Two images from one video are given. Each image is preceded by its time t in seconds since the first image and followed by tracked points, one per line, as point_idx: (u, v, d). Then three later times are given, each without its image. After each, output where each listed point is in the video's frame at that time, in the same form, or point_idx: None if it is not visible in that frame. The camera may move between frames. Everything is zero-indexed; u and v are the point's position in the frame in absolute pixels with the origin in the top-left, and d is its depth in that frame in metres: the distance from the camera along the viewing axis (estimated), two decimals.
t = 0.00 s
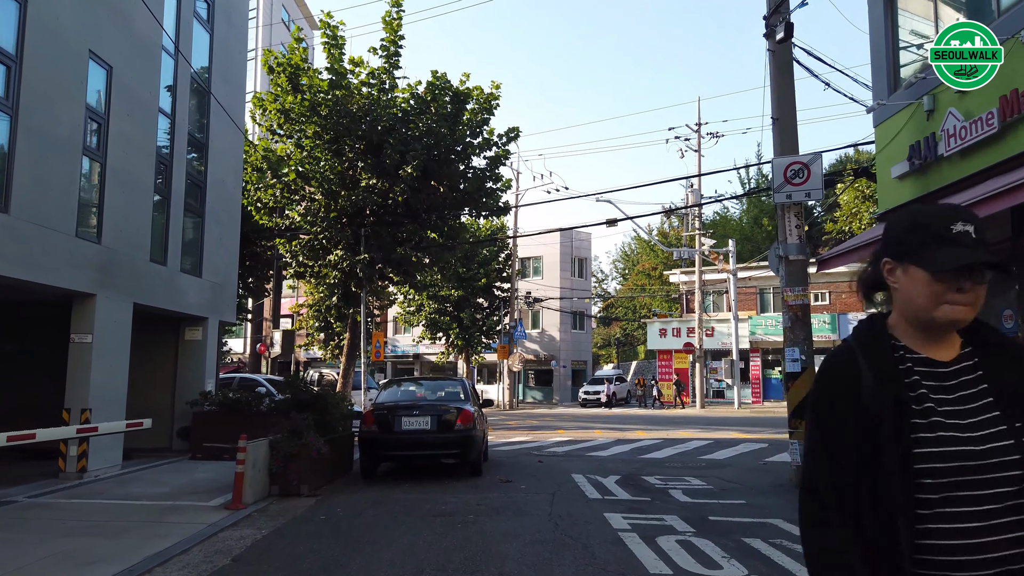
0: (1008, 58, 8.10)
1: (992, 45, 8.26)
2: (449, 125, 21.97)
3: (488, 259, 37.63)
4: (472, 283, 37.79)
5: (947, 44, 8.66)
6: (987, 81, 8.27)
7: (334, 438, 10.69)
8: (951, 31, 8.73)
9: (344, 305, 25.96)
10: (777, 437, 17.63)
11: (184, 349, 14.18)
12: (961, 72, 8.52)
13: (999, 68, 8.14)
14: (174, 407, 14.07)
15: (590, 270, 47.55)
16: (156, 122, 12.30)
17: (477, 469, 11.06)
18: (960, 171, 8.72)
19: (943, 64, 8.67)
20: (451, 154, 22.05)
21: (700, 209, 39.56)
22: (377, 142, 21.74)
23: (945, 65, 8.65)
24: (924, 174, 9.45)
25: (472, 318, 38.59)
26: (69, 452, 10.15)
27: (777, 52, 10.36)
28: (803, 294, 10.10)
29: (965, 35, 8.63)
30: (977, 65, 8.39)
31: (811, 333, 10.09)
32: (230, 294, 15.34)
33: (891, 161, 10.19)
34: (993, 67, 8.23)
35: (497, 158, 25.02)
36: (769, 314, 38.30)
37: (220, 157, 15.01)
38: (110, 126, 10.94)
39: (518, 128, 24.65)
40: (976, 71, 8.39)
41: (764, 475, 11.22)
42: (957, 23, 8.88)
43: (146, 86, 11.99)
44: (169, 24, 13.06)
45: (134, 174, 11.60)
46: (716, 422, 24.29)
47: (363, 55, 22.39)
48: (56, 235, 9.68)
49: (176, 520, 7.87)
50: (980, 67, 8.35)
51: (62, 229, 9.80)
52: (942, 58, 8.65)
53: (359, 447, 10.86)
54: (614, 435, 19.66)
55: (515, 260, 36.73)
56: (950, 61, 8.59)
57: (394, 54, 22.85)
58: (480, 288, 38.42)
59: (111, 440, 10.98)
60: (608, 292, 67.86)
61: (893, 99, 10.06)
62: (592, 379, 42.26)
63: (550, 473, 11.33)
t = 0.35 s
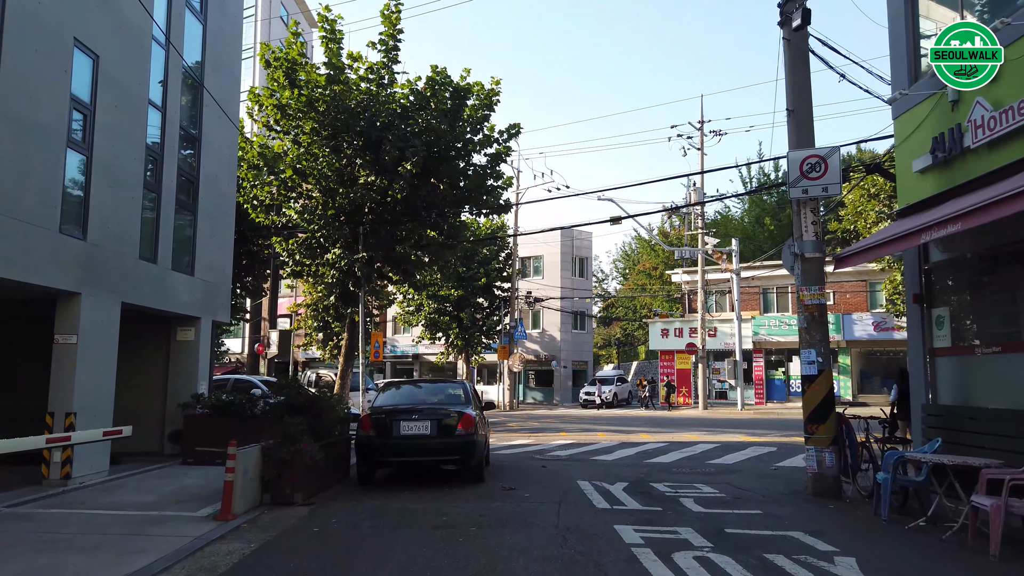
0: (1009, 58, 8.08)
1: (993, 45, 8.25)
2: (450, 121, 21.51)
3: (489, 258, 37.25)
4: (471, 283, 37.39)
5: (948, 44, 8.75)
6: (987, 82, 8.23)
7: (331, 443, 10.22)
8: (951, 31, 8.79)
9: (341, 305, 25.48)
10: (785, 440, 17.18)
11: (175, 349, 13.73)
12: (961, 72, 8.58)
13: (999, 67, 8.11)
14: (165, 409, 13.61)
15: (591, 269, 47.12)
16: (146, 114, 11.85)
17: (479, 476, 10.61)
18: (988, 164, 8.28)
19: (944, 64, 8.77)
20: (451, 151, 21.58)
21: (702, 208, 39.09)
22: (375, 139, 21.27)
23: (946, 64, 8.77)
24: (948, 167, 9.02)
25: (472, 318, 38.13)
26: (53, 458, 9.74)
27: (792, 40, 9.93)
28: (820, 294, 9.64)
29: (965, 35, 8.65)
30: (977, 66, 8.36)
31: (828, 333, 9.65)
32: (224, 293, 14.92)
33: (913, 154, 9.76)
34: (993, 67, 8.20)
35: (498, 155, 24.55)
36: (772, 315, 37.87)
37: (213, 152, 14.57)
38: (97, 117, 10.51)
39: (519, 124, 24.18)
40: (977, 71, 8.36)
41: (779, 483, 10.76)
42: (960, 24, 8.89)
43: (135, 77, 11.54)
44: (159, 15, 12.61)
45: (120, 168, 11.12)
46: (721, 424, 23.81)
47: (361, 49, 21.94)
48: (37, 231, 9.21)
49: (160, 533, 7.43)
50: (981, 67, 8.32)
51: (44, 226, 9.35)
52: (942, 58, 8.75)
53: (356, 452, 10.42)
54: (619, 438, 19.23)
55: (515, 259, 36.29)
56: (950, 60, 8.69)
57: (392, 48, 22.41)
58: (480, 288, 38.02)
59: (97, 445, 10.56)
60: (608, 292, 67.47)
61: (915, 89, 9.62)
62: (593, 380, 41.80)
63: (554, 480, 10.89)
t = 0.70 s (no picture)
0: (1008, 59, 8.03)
1: (992, 45, 8.17)
2: (447, 115, 21.04)
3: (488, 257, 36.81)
4: (470, 282, 36.94)
5: (948, 44, 8.64)
6: (987, 82, 8.19)
7: (321, 447, 9.76)
8: (951, 31, 8.70)
9: (337, 304, 25.02)
10: (792, 442, 16.71)
11: (162, 348, 13.27)
12: (960, 72, 8.51)
13: (999, 68, 8.07)
14: (151, 410, 13.15)
15: (590, 269, 46.63)
16: (129, 103, 11.40)
17: (475, 480, 10.15)
18: (1013, 151, 7.83)
19: (944, 64, 8.68)
20: (447, 147, 21.09)
21: (703, 206, 38.60)
22: (371, 134, 20.77)
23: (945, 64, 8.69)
24: (970, 155, 8.57)
25: (470, 318, 37.55)
26: (27, 463, 9.22)
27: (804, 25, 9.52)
28: (833, 289, 9.18)
29: (964, 35, 8.58)
30: (977, 66, 8.30)
31: (842, 331, 9.19)
32: (213, 290, 14.47)
33: (931, 143, 9.34)
34: (992, 67, 8.15)
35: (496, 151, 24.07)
36: (774, 314, 37.40)
37: (202, 145, 14.11)
38: (75, 105, 10.04)
39: (518, 120, 23.71)
40: (976, 71, 8.31)
41: (789, 487, 10.30)
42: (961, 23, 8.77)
43: (118, 64, 11.08)
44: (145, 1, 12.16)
45: (101, 159, 10.65)
46: (724, 425, 23.33)
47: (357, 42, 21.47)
48: (9, 224, 8.74)
49: (134, 544, 6.96)
50: (980, 67, 8.27)
51: (18, 219, 8.89)
52: (942, 58, 8.66)
53: (347, 455, 9.95)
54: (620, 439, 18.76)
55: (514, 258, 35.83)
56: (950, 60, 8.60)
57: (388, 41, 21.93)
58: (479, 287, 37.53)
59: (75, 448, 10.09)
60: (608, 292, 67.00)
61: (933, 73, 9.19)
62: (593, 380, 41.34)
63: (553, 484, 10.44)
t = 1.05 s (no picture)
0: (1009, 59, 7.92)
1: (993, 45, 8.07)
2: (444, 109, 20.56)
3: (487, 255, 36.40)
4: (468, 280, 36.49)
5: (947, 44, 8.54)
6: (987, 82, 8.12)
7: (311, 450, 9.27)
8: (951, 31, 8.58)
9: (332, 302, 24.57)
10: (799, 444, 16.23)
11: (148, 347, 12.78)
12: (960, 72, 8.43)
13: (999, 68, 7.99)
14: (137, 412, 12.66)
15: (590, 267, 46.16)
16: (112, 91, 10.93)
17: (474, 485, 9.67)
18: None
19: (944, 64, 8.58)
20: (444, 142, 20.60)
21: (704, 203, 38.15)
22: (366, 128, 20.26)
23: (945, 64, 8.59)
24: (996, 142, 8.08)
25: (469, 316, 37.02)
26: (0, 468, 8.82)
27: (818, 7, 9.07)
28: (851, 284, 8.73)
29: (965, 35, 8.47)
30: (977, 65, 8.22)
31: (859, 327, 8.72)
32: (202, 286, 13.98)
33: (953, 129, 8.90)
34: (992, 67, 8.06)
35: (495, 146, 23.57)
36: (776, 313, 36.95)
37: (190, 137, 13.62)
38: (53, 91, 9.57)
39: (517, 114, 23.22)
40: (976, 72, 8.24)
41: (803, 492, 9.82)
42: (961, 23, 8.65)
43: (99, 49, 10.61)
44: None
45: (81, 148, 10.18)
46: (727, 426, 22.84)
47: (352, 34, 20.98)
48: None
49: (107, 556, 6.48)
50: (980, 66, 8.19)
51: None
52: (942, 58, 8.56)
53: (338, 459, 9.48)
54: (622, 441, 18.29)
55: (513, 256, 35.37)
56: (950, 60, 8.50)
57: (384, 33, 21.43)
58: (478, 286, 37.03)
59: (53, 452, 9.61)
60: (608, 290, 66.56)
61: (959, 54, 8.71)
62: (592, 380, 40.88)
63: (555, 489, 9.96)
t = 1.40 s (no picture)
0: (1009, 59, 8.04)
1: (992, 45, 8.11)
2: (444, 104, 20.11)
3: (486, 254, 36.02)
4: (468, 279, 36.10)
5: (947, 44, 8.41)
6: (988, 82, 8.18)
7: (303, 454, 8.82)
8: (951, 30, 8.42)
9: (330, 300, 24.15)
10: (807, 446, 15.79)
11: (137, 346, 12.33)
12: (960, 72, 8.37)
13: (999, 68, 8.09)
14: (125, 413, 12.22)
15: (591, 266, 45.74)
16: (97, 79, 10.50)
17: (473, 491, 9.24)
18: None
19: (944, 64, 8.45)
20: (443, 137, 20.15)
21: (706, 201, 37.76)
22: (364, 122, 19.80)
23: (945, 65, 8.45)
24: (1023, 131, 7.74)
25: (469, 316, 36.61)
26: None
27: None
28: (871, 280, 8.30)
29: (965, 35, 8.34)
30: (977, 66, 8.23)
31: (879, 325, 8.31)
32: (194, 283, 13.55)
33: (982, 116, 8.51)
34: (993, 67, 8.13)
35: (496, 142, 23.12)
36: (779, 312, 36.54)
37: (181, 129, 13.18)
38: (33, 78, 9.13)
39: (519, 110, 22.79)
40: (976, 72, 8.25)
41: (819, 498, 9.39)
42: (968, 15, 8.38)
43: (85, 36, 10.19)
44: None
45: (63, 139, 9.74)
46: (732, 427, 22.41)
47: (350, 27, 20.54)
48: None
49: (81, 570, 6.02)
50: (980, 67, 8.22)
51: None
52: (942, 58, 8.41)
53: (332, 463, 9.05)
54: (625, 442, 17.89)
55: (513, 255, 34.97)
56: (950, 61, 8.36)
57: (382, 26, 20.99)
58: (478, 285, 36.61)
59: (33, 456, 9.18)
60: (607, 290, 66.29)
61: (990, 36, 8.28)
62: (593, 380, 40.45)
63: (558, 495, 9.52)
